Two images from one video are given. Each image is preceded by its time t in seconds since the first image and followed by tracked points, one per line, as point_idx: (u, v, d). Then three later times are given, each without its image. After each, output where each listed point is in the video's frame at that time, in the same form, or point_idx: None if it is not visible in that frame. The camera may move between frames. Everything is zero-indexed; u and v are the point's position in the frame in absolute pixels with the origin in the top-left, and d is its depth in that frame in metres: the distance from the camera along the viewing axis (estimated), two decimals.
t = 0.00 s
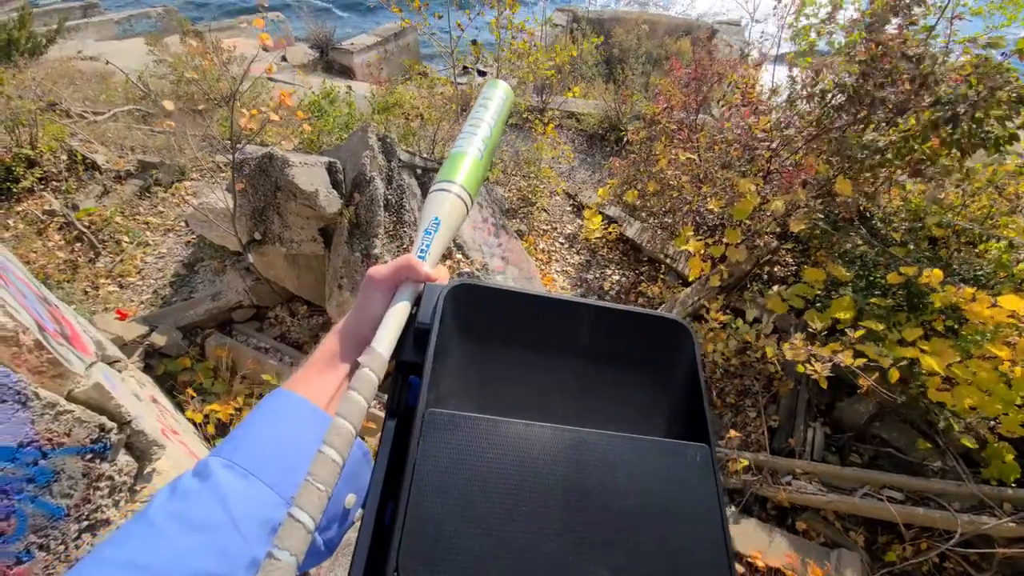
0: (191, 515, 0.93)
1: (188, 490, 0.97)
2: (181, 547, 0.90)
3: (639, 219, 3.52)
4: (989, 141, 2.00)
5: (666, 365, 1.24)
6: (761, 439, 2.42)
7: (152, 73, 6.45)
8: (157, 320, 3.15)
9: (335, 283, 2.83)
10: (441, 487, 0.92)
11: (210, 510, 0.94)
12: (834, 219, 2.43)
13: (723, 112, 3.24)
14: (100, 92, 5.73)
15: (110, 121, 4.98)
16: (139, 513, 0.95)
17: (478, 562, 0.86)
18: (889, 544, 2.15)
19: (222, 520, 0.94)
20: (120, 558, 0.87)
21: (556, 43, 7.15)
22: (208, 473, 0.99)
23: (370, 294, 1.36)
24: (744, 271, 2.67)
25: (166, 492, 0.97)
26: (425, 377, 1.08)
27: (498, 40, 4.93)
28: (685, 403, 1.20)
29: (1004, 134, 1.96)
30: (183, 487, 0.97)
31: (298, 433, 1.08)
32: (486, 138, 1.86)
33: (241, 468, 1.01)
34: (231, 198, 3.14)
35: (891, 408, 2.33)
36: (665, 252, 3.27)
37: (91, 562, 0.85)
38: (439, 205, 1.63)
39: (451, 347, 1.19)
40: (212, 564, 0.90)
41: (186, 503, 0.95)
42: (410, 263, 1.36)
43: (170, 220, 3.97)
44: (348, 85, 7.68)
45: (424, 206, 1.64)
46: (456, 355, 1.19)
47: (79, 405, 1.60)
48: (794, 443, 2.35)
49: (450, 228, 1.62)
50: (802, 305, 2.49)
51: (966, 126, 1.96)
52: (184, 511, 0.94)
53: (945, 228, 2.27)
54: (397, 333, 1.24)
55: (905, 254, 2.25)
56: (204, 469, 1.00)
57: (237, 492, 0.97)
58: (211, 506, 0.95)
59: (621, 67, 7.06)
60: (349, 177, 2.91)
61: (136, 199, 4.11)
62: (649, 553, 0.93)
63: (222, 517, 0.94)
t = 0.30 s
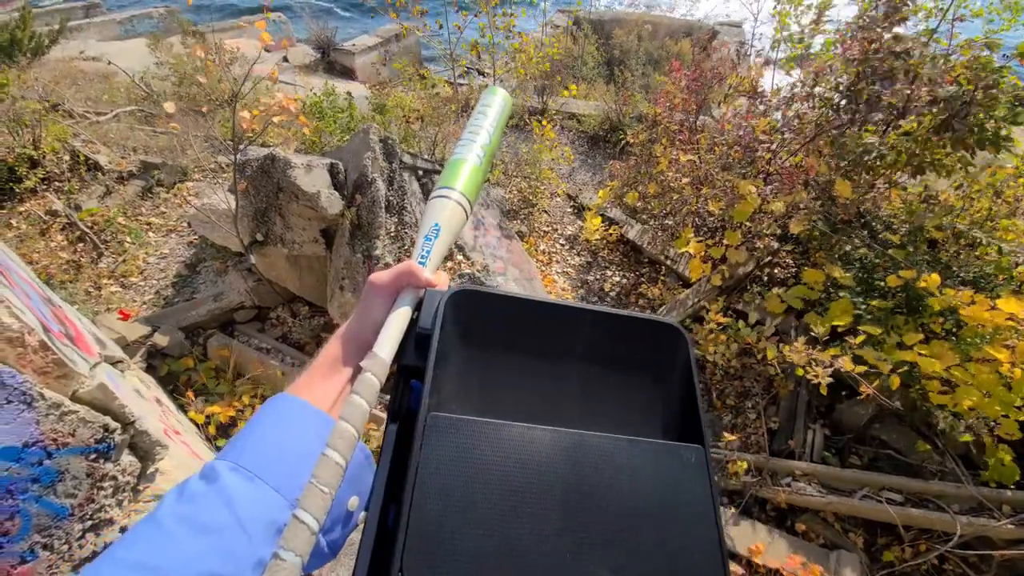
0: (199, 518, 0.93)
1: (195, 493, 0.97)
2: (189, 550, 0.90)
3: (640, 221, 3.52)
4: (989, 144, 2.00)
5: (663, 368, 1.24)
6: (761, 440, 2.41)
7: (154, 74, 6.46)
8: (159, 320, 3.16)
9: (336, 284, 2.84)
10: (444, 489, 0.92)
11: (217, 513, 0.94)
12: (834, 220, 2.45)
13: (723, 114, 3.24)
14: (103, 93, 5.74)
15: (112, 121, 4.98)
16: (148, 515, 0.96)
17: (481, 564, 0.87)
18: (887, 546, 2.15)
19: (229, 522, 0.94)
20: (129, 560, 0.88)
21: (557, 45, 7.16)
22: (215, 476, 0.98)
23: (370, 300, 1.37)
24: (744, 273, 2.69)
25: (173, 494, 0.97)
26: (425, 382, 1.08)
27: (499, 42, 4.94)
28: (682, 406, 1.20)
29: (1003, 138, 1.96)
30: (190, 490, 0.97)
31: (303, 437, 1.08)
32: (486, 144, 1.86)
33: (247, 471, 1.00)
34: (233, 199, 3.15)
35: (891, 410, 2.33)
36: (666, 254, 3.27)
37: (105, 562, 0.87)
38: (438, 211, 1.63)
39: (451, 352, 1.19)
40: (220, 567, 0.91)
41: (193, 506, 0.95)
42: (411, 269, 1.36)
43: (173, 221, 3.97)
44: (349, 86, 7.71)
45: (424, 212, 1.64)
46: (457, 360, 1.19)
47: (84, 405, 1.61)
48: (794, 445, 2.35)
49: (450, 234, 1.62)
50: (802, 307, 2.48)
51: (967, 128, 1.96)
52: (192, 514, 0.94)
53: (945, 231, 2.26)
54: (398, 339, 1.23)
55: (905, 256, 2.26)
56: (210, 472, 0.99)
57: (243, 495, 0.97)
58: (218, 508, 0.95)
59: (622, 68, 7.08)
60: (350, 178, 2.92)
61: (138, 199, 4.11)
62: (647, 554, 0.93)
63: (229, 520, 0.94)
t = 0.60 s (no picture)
0: (204, 524, 0.93)
1: (200, 499, 0.97)
2: (193, 556, 0.90)
3: (641, 224, 3.51)
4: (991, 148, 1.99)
5: (659, 375, 1.24)
6: (761, 444, 2.41)
7: (157, 78, 6.49)
8: (162, 323, 3.17)
9: (338, 287, 2.84)
10: (446, 495, 0.93)
11: (221, 518, 0.95)
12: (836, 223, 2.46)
13: (724, 118, 3.24)
14: (106, 96, 5.76)
15: (116, 124, 5.00)
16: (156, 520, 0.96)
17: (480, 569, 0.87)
18: (888, 550, 2.15)
19: (233, 527, 0.94)
20: (135, 564, 0.88)
21: (559, 48, 7.19)
22: (220, 482, 0.99)
23: (373, 308, 1.37)
24: (745, 276, 2.69)
25: (180, 500, 0.98)
26: (427, 390, 1.09)
27: (500, 45, 4.95)
28: (678, 414, 1.20)
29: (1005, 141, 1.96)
30: (196, 496, 0.97)
31: (307, 444, 1.09)
32: (485, 152, 1.86)
33: (251, 477, 1.01)
34: (236, 202, 3.16)
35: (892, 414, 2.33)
36: (667, 257, 3.27)
37: (111, 566, 0.87)
38: (439, 219, 1.64)
39: (452, 360, 1.19)
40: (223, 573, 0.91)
41: (198, 512, 0.95)
42: (412, 277, 1.36)
43: (175, 223, 3.98)
44: (351, 89, 7.75)
45: (425, 220, 1.65)
46: (457, 367, 1.19)
47: (87, 407, 1.61)
48: (794, 448, 2.34)
49: (451, 244, 1.63)
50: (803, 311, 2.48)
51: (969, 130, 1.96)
52: (198, 519, 0.94)
53: (946, 235, 2.25)
54: (401, 345, 1.25)
55: (905, 260, 2.26)
56: (215, 478, 1.00)
57: (247, 501, 0.97)
58: (223, 514, 0.95)
59: (622, 71, 7.10)
60: (352, 181, 2.93)
61: (141, 202, 4.12)
62: (645, 560, 0.93)
63: (233, 525, 0.94)
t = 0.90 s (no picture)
0: (205, 535, 0.93)
1: (201, 510, 0.97)
2: (195, 568, 0.90)
3: (642, 230, 3.52)
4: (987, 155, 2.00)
5: (654, 388, 1.24)
6: (761, 451, 2.40)
7: (160, 85, 6.52)
8: (163, 328, 3.17)
9: (339, 293, 2.84)
10: (443, 507, 0.92)
11: (223, 530, 0.94)
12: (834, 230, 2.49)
13: (724, 124, 3.25)
14: (110, 103, 5.79)
15: (119, 131, 5.02)
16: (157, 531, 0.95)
17: None
18: (890, 559, 2.14)
19: (235, 539, 0.94)
20: None
21: (559, 56, 7.24)
22: (221, 493, 0.99)
23: (372, 319, 1.37)
24: (744, 282, 2.69)
25: (181, 511, 0.97)
26: (425, 401, 1.08)
27: (502, 53, 4.98)
28: (672, 426, 1.20)
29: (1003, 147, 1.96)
30: (197, 507, 0.97)
31: (307, 455, 1.09)
32: (482, 166, 1.86)
33: (253, 489, 1.01)
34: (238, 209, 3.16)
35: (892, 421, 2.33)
36: (667, 263, 3.28)
37: None
38: (437, 232, 1.64)
39: (450, 372, 1.19)
40: None
41: (199, 523, 0.95)
42: (411, 290, 1.38)
43: (178, 229, 3.98)
44: (354, 96, 7.79)
45: (424, 233, 1.65)
46: (454, 379, 1.19)
47: (89, 413, 1.60)
48: (795, 455, 2.33)
49: (450, 257, 1.63)
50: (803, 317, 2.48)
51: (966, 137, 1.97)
52: (199, 530, 0.94)
53: (945, 242, 2.26)
54: (400, 356, 1.24)
55: (905, 265, 2.26)
56: (217, 489, 0.99)
57: (248, 513, 0.97)
58: (223, 527, 0.95)
59: (623, 79, 7.14)
60: (354, 187, 2.92)
61: (144, 208, 4.14)
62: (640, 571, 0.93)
63: (235, 536, 0.94)
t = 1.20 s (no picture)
0: (200, 558, 0.92)
1: (195, 533, 0.96)
2: None
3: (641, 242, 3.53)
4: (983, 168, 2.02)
5: (648, 404, 1.24)
6: (764, 464, 2.39)
7: (164, 99, 6.58)
8: (163, 341, 3.16)
9: (338, 306, 2.84)
10: (436, 526, 0.92)
11: (218, 552, 0.94)
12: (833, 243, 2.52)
13: (722, 137, 3.28)
14: (115, 117, 5.84)
15: (124, 145, 5.05)
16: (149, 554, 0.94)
17: None
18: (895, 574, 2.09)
19: (230, 562, 0.93)
20: None
21: (559, 71, 7.32)
22: (215, 515, 0.98)
23: (369, 339, 1.34)
24: (744, 294, 2.69)
25: (174, 533, 0.96)
26: (421, 419, 1.07)
27: (502, 68, 5.04)
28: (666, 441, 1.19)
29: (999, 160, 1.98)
30: (191, 530, 0.96)
31: (302, 475, 1.08)
32: (478, 185, 1.87)
33: (247, 511, 1.00)
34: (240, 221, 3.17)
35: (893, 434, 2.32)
36: (666, 276, 3.29)
37: None
38: (433, 251, 1.64)
39: (445, 391, 1.19)
40: None
41: (193, 545, 0.94)
42: (407, 308, 1.35)
43: (179, 242, 3.99)
44: (356, 110, 7.86)
45: (420, 252, 1.65)
46: (450, 399, 1.19)
47: (88, 427, 1.59)
48: (797, 469, 2.32)
49: (445, 276, 1.63)
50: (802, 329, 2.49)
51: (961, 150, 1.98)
52: (194, 553, 0.93)
53: (942, 255, 2.27)
54: (394, 376, 1.23)
55: (903, 278, 2.27)
56: (211, 511, 0.99)
57: (243, 535, 0.97)
58: (219, 548, 0.94)
59: (621, 94, 7.21)
60: (355, 202, 2.95)
61: (147, 221, 4.15)
62: None
63: (230, 559, 0.94)
